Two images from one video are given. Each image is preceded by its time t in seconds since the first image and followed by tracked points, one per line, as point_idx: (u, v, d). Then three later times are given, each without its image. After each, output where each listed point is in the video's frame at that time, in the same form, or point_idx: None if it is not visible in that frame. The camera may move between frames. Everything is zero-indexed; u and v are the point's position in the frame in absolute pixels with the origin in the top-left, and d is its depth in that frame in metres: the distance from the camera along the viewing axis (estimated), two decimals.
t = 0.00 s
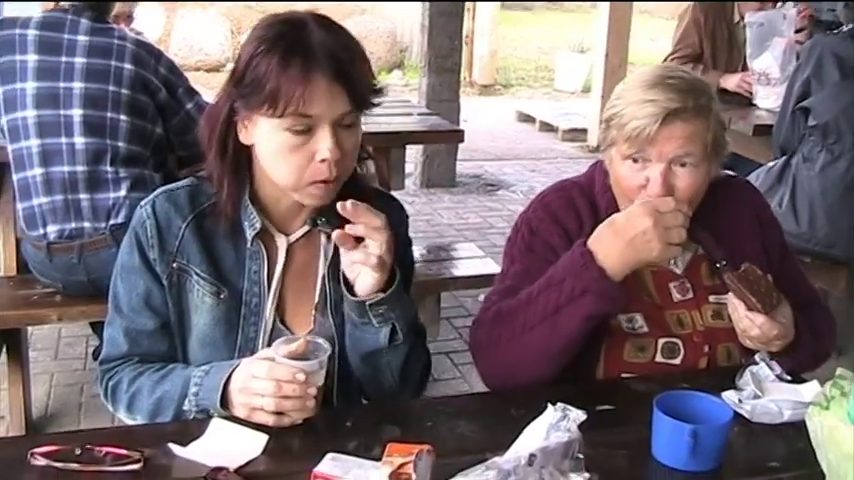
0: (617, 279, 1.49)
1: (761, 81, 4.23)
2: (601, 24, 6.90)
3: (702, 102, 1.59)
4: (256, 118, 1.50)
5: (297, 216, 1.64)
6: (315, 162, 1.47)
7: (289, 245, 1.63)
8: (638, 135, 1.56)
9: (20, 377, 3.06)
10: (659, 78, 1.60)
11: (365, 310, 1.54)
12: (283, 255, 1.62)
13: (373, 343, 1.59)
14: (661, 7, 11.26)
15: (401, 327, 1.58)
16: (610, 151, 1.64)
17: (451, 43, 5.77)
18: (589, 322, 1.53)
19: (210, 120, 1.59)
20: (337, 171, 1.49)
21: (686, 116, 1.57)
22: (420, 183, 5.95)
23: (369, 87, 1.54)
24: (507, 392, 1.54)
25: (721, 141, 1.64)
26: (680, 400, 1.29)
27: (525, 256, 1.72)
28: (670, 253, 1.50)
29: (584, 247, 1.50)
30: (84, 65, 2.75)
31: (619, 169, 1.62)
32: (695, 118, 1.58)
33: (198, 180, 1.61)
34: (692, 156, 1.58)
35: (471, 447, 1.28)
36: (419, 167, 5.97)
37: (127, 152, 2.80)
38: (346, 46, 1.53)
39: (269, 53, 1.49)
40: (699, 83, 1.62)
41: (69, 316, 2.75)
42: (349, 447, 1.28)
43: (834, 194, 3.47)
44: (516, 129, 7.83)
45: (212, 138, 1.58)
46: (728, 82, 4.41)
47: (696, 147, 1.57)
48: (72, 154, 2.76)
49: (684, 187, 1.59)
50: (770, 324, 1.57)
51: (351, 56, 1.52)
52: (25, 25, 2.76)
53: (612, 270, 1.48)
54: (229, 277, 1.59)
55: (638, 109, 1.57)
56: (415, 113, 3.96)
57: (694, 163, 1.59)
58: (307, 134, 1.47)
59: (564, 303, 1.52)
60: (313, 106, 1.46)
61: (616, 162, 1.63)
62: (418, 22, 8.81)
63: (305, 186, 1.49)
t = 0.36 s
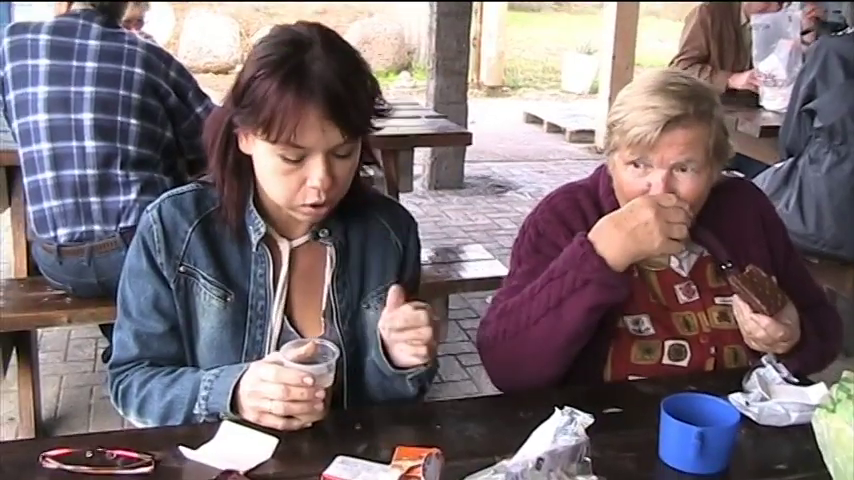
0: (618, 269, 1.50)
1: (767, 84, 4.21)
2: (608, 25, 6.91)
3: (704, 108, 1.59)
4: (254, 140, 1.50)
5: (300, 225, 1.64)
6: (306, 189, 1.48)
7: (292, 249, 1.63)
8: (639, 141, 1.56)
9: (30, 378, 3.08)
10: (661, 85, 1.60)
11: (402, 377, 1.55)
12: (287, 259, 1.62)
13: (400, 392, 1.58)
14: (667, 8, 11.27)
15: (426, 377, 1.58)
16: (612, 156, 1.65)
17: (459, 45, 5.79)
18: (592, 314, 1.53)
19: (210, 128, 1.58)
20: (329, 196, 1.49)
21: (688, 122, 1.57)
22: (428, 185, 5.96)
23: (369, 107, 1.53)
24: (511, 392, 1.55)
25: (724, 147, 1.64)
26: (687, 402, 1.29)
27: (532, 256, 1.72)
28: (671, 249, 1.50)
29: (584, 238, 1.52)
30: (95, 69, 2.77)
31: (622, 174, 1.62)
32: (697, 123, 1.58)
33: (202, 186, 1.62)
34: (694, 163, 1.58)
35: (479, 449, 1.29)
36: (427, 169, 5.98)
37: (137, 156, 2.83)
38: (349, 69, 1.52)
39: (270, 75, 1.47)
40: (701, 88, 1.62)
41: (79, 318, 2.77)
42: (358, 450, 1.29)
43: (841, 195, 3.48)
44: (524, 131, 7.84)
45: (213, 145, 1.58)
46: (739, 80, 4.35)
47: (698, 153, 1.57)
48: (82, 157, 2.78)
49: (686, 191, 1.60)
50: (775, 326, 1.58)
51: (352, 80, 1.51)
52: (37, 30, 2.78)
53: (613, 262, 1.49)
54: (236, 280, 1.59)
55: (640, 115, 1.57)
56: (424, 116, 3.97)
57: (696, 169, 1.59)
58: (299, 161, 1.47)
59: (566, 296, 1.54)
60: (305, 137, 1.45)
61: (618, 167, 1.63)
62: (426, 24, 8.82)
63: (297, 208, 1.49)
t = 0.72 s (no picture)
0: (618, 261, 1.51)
1: (763, 90, 4.34)
2: (603, 33, 6.93)
3: (701, 114, 1.61)
4: (257, 145, 1.51)
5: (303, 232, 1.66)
6: (308, 193, 1.48)
7: (295, 257, 1.65)
8: (639, 147, 1.58)
9: (29, 386, 3.09)
10: (660, 91, 1.62)
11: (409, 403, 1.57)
12: (290, 266, 1.63)
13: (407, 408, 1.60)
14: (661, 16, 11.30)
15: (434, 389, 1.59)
16: (611, 162, 1.66)
17: (455, 52, 5.80)
18: (591, 304, 1.54)
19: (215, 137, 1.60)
20: (332, 199, 1.50)
21: (686, 128, 1.58)
22: (424, 192, 5.97)
23: (371, 111, 1.55)
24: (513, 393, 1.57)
25: (722, 153, 1.66)
26: (688, 405, 1.31)
27: (533, 258, 1.74)
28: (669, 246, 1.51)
29: (582, 229, 1.53)
30: (95, 77, 2.77)
31: (621, 179, 1.64)
32: (695, 128, 1.59)
33: (208, 193, 1.63)
34: (691, 169, 1.59)
35: (484, 453, 1.31)
36: (423, 176, 5.99)
37: (137, 163, 2.84)
38: (350, 73, 1.53)
39: (271, 79, 1.49)
40: (699, 94, 1.63)
41: (79, 325, 2.78)
42: (365, 452, 1.31)
43: (837, 201, 3.50)
44: (519, 138, 7.86)
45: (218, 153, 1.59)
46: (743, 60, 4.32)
47: (696, 158, 1.59)
48: (82, 165, 2.79)
49: (685, 197, 1.61)
50: (774, 329, 1.59)
51: (353, 84, 1.52)
52: (37, 37, 2.79)
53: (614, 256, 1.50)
54: (240, 287, 1.60)
55: (639, 121, 1.59)
56: (421, 123, 3.98)
57: (693, 174, 1.60)
58: (302, 165, 1.48)
59: (565, 286, 1.55)
60: (307, 141, 1.46)
61: (617, 172, 1.64)
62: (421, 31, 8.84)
63: (300, 212, 1.50)
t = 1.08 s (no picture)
0: (612, 259, 1.54)
1: (747, 94, 4.38)
2: (587, 38, 6.97)
3: (693, 118, 1.64)
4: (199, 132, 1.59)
5: (287, 233, 1.64)
6: (210, 176, 1.53)
7: (281, 260, 1.63)
8: (631, 150, 1.61)
9: (20, 390, 3.09)
10: (652, 96, 1.65)
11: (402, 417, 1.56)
12: (277, 270, 1.62)
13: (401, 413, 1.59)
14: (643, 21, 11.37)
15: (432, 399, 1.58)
16: (603, 165, 1.69)
17: (441, 56, 5.83)
18: (587, 302, 1.57)
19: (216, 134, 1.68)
20: (236, 181, 1.51)
21: (678, 131, 1.61)
22: (411, 195, 5.99)
23: (300, 95, 1.53)
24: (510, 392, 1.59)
25: (713, 154, 1.69)
26: (684, 403, 1.33)
27: (528, 258, 1.76)
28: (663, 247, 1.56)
29: (577, 230, 1.57)
30: (87, 81, 2.78)
31: (613, 182, 1.66)
32: (685, 131, 1.62)
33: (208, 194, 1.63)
34: (683, 171, 1.62)
35: (484, 451, 1.33)
36: (409, 180, 6.01)
37: (129, 167, 2.86)
38: (278, 56, 1.52)
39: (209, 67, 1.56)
40: (690, 99, 1.66)
41: (71, 329, 2.79)
42: (368, 451, 1.33)
43: (820, 204, 3.57)
44: (504, 142, 7.89)
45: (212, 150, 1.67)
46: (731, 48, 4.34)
47: (686, 161, 1.62)
48: (75, 169, 2.80)
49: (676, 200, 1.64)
50: (765, 327, 1.62)
51: (270, 65, 1.51)
52: (29, 41, 2.80)
53: (606, 251, 1.54)
54: (235, 286, 1.60)
55: (631, 126, 1.62)
56: (409, 127, 4.00)
57: (685, 177, 1.63)
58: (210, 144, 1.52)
59: (560, 284, 1.57)
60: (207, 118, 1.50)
61: (610, 176, 1.67)
62: (405, 36, 8.86)
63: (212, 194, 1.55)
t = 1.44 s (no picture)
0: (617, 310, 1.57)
1: (743, 105, 4.42)
2: (582, 49, 7.01)
3: (695, 132, 1.68)
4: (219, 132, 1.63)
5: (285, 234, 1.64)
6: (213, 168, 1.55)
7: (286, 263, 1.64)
8: (636, 163, 1.65)
9: (24, 396, 3.12)
10: (657, 109, 1.69)
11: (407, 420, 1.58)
12: (284, 274, 1.64)
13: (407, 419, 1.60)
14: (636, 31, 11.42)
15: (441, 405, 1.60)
16: (608, 177, 1.73)
17: (438, 67, 5.87)
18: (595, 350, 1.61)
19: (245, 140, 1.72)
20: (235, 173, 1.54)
21: (681, 145, 1.65)
22: (408, 205, 6.02)
23: (301, 96, 1.54)
24: (514, 402, 1.61)
25: (716, 167, 1.73)
26: (691, 407, 1.37)
27: (533, 278, 1.79)
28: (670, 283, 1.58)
29: (585, 280, 1.58)
30: (93, 92, 2.81)
31: (618, 194, 1.70)
32: (688, 145, 1.66)
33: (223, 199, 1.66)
34: (686, 184, 1.66)
35: (497, 454, 1.36)
36: (406, 190, 6.04)
37: (134, 176, 2.89)
38: (288, 57, 1.54)
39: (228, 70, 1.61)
40: (694, 113, 1.71)
41: (77, 336, 2.81)
42: (383, 454, 1.36)
43: (814, 216, 3.63)
44: (499, 152, 7.93)
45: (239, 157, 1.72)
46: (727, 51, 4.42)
47: (690, 175, 1.66)
48: (81, 178, 2.83)
49: (680, 211, 1.68)
50: (767, 335, 1.65)
51: (276, 64, 1.53)
52: (36, 52, 2.83)
53: (612, 299, 1.55)
54: (244, 285, 1.62)
55: (637, 139, 1.66)
56: (409, 137, 4.03)
57: (688, 189, 1.67)
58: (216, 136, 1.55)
59: (568, 334, 1.61)
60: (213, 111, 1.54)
61: (614, 187, 1.71)
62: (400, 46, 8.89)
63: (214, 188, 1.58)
